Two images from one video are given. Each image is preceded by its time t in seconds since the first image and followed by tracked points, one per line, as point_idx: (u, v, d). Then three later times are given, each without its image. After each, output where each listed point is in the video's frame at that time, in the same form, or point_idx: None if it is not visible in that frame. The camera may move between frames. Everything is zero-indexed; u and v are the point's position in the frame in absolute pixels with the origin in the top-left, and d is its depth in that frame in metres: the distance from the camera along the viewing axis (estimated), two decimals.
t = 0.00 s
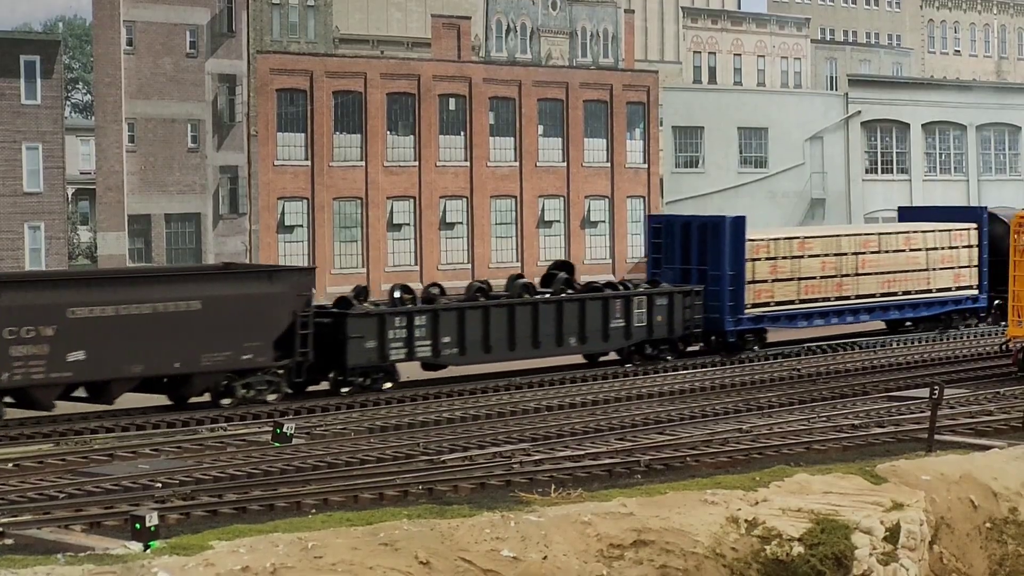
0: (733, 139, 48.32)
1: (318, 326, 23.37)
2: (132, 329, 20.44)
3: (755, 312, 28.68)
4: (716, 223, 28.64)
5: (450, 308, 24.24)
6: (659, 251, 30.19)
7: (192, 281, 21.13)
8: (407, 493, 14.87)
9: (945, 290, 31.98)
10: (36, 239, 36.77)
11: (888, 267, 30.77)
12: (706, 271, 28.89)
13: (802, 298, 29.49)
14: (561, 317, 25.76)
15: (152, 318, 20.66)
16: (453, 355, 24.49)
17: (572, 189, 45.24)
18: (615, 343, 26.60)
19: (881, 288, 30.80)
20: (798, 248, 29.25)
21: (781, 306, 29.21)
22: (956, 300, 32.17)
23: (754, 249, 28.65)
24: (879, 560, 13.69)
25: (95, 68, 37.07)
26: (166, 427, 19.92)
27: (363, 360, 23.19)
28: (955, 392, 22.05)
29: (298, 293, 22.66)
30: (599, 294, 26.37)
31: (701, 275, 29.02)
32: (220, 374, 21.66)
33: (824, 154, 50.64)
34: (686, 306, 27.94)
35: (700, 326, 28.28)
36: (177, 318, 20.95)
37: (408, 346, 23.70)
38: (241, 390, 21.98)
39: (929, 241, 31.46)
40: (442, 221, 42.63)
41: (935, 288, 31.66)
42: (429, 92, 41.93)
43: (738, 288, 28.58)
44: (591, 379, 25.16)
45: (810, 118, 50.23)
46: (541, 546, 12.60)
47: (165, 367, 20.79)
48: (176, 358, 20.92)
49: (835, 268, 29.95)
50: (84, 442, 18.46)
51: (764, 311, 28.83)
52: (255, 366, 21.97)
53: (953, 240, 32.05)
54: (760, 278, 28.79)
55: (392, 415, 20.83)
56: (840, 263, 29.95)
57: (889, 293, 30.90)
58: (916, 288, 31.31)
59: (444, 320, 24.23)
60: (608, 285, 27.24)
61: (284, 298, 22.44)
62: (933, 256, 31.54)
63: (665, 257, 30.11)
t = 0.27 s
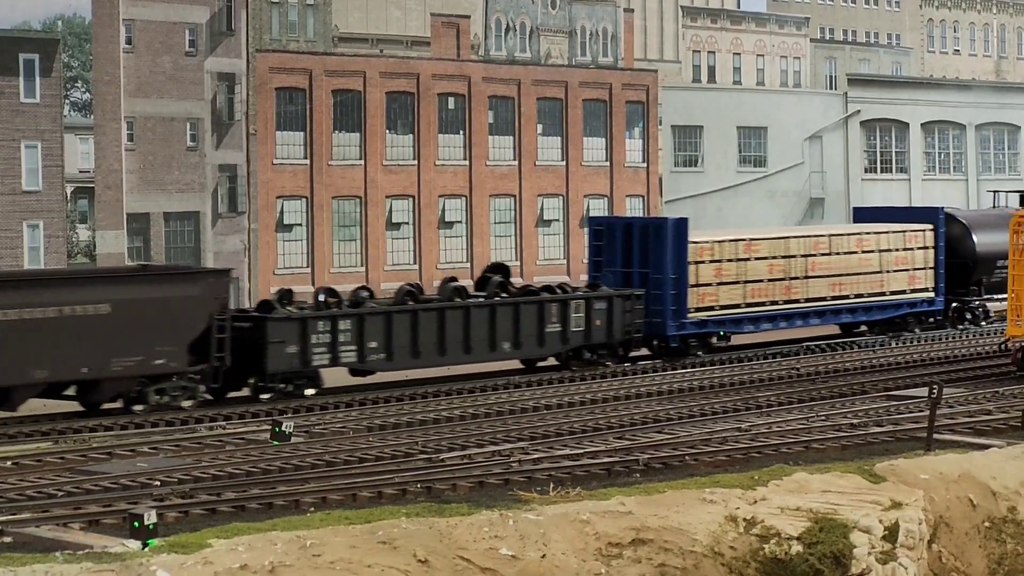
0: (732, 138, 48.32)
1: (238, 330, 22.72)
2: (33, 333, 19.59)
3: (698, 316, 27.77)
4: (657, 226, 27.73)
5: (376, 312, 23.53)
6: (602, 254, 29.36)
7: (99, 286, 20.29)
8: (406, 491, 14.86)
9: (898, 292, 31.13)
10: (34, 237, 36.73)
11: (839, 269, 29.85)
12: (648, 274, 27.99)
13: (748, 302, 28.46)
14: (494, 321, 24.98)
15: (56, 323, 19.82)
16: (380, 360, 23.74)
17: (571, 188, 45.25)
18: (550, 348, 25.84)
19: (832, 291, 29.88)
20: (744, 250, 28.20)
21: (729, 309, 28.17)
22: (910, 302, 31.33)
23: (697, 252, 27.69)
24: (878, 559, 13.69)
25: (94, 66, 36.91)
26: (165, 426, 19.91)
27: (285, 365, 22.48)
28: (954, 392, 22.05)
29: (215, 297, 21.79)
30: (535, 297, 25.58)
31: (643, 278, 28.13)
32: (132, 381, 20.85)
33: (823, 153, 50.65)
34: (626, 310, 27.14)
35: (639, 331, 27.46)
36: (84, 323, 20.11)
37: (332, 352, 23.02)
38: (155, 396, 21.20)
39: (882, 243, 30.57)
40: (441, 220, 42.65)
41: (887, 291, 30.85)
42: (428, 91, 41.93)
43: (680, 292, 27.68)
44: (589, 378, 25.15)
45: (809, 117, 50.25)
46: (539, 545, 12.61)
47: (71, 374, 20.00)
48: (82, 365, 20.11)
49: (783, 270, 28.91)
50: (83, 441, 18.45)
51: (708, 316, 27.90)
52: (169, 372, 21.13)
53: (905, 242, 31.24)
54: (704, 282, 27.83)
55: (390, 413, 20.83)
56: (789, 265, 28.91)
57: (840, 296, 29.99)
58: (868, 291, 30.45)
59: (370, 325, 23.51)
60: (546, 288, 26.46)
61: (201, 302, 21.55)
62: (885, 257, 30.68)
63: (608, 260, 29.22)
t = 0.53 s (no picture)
0: (733, 136, 48.31)
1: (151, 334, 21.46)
2: None
3: (639, 321, 26.55)
4: (596, 228, 26.46)
5: (298, 316, 22.29)
6: (539, 257, 27.97)
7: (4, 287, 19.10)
8: (406, 489, 14.86)
9: (851, 295, 30.05)
10: (35, 235, 36.70)
11: (788, 272, 28.77)
12: (587, 277, 26.70)
13: (692, 306, 27.30)
14: (424, 325, 23.78)
15: None
16: (303, 366, 22.51)
17: (572, 186, 45.26)
18: (485, 354, 24.63)
19: (781, 294, 28.74)
20: (687, 253, 27.00)
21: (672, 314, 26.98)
22: (865, 305, 30.25)
23: (638, 254, 26.46)
24: (878, 558, 13.68)
25: (95, 64, 36.80)
26: (165, 424, 19.91)
27: (203, 371, 21.27)
28: (955, 390, 22.03)
29: (127, 298, 20.62)
30: (467, 301, 24.34)
31: (581, 281, 26.83)
32: (39, 387, 19.69)
33: (824, 152, 50.63)
34: (565, 314, 25.92)
35: (578, 336, 26.20)
36: None
37: (252, 357, 21.81)
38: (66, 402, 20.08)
39: (835, 244, 29.48)
40: (442, 218, 42.65)
41: (839, 293, 29.77)
42: (429, 89, 41.92)
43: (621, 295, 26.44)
44: (589, 377, 25.14)
45: (810, 115, 50.24)
46: (539, 543, 12.61)
47: None
48: None
49: (729, 273, 27.76)
50: (83, 439, 18.45)
51: (650, 320, 26.71)
52: (79, 377, 20.00)
53: (857, 245, 30.11)
54: (645, 285, 26.63)
55: (391, 412, 20.82)
56: (735, 268, 27.78)
57: (790, 299, 28.93)
58: (819, 294, 29.36)
59: (292, 329, 22.26)
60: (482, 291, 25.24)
61: (113, 305, 20.41)
62: (838, 261, 29.59)
63: (545, 262, 27.87)
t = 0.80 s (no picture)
0: (735, 135, 48.30)
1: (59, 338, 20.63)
2: None
3: (580, 325, 26.19)
4: (534, 229, 26.06)
5: (219, 319, 21.61)
6: (476, 259, 27.42)
7: None
8: (408, 487, 14.85)
9: (802, 297, 29.91)
10: (37, 233, 36.71)
11: (737, 274, 28.57)
12: (525, 279, 26.32)
13: (635, 309, 27.06)
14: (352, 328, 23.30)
15: None
16: (222, 371, 21.82)
17: (574, 184, 45.27)
18: (415, 358, 24.25)
19: (729, 297, 28.51)
20: (630, 255, 26.76)
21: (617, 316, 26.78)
22: (817, 308, 30.13)
23: (579, 256, 26.13)
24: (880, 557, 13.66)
25: (98, 62, 36.85)
26: (167, 422, 19.92)
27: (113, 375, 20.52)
28: (957, 389, 22.01)
29: (33, 301, 19.86)
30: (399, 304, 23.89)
31: (520, 284, 26.45)
32: None
33: (827, 150, 50.57)
34: (501, 317, 25.54)
35: (515, 340, 25.76)
36: None
37: (168, 362, 21.07)
38: None
39: (786, 245, 29.42)
40: (444, 216, 42.64)
41: (791, 296, 29.68)
42: (431, 87, 41.92)
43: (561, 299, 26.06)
44: (591, 375, 25.12)
45: (812, 114, 50.25)
46: (542, 541, 12.60)
47: None
48: None
49: (675, 276, 27.56)
50: (85, 437, 18.44)
51: (592, 324, 26.38)
52: None
53: (811, 245, 30.03)
54: (586, 288, 26.28)
55: (393, 410, 20.82)
56: (681, 270, 27.59)
57: (739, 302, 28.67)
58: (768, 297, 29.22)
59: (211, 332, 21.58)
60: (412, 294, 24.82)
61: (19, 307, 19.65)
62: (789, 263, 29.55)
63: (482, 265, 27.39)
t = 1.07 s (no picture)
0: (739, 133, 48.24)
1: None
2: None
3: (517, 328, 25.93)
4: (471, 229, 25.78)
5: (134, 321, 21.25)
6: (411, 259, 27.09)
7: None
8: (411, 485, 14.85)
9: (753, 300, 29.57)
10: (41, 231, 36.80)
11: (683, 276, 28.26)
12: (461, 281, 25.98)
13: (577, 312, 26.81)
14: (276, 331, 22.91)
15: None
16: (138, 374, 21.44)
17: (577, 183, 45.28)
18: (342, 363, 23.89)
19: (675, 300, 28.24)
20: (572, 256, 26.50)
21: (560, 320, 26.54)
22: (768, 311, 29.80)
23: (516, 257, 25.85)
24: (884, 555, 13.65)
25: (100, 60, 36.97)
26: (171, 419, 19.94)
27: (19, 378, 20.14)
28: (961, 387, 21.99)
29: None
30: (325, 307, 23.58)
31: (456, 287, 26.15)
32: None
33: (831, 148, 50.50)
34: (432, 321, 25.17)
35: (449, 344, 25.49)
36: None
37: (80, 365, 20.73)
38: None
39: (736, 246, 29.12)
40: (447, 214, 42.63)
41: (740, 299, 29.35)
42: (435, 85, 41.94)
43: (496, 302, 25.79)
44: (594, 372, 25.13)
45: (816, 111, 50.27)
46: (545, 539, 12.61)
47: None
48: None
49: (619, 278, 27.32)
50: (88, 434, 18.46)
51: (531, 327, 26.15)
52: None
53: (762, 246, 29.64)
54: (525, 291, 26.08)
55: (396, 407, 20.83)
56: (625, 272, 27.35)
57: (683, 305, 28.35)
58: (717, 299, 28.89)
59: (126, 335, 21.21)
60: (341, 296, 24.44)
61: None
62: (739, 265, 29.21)
63: (419, 267, 27.07)
